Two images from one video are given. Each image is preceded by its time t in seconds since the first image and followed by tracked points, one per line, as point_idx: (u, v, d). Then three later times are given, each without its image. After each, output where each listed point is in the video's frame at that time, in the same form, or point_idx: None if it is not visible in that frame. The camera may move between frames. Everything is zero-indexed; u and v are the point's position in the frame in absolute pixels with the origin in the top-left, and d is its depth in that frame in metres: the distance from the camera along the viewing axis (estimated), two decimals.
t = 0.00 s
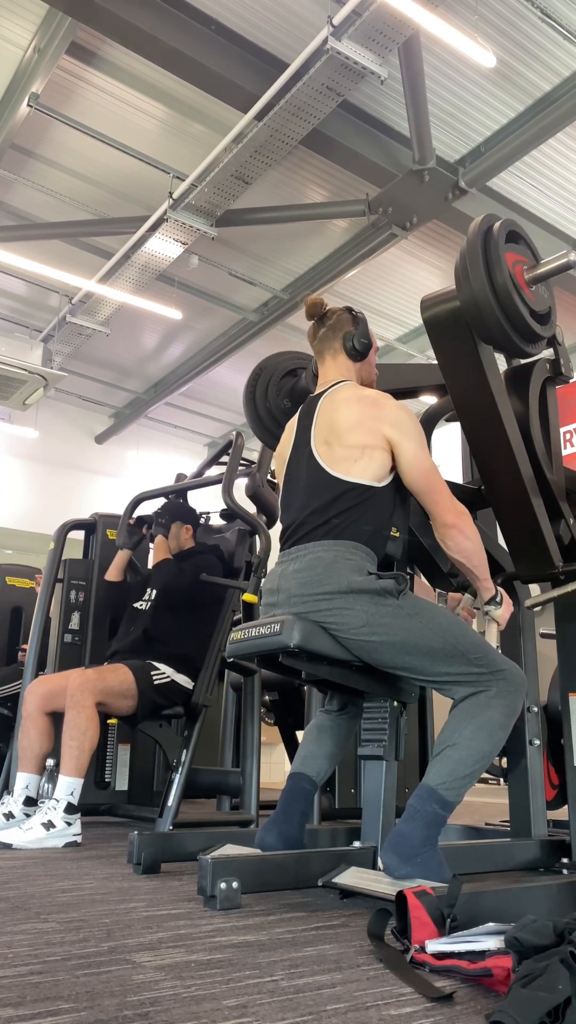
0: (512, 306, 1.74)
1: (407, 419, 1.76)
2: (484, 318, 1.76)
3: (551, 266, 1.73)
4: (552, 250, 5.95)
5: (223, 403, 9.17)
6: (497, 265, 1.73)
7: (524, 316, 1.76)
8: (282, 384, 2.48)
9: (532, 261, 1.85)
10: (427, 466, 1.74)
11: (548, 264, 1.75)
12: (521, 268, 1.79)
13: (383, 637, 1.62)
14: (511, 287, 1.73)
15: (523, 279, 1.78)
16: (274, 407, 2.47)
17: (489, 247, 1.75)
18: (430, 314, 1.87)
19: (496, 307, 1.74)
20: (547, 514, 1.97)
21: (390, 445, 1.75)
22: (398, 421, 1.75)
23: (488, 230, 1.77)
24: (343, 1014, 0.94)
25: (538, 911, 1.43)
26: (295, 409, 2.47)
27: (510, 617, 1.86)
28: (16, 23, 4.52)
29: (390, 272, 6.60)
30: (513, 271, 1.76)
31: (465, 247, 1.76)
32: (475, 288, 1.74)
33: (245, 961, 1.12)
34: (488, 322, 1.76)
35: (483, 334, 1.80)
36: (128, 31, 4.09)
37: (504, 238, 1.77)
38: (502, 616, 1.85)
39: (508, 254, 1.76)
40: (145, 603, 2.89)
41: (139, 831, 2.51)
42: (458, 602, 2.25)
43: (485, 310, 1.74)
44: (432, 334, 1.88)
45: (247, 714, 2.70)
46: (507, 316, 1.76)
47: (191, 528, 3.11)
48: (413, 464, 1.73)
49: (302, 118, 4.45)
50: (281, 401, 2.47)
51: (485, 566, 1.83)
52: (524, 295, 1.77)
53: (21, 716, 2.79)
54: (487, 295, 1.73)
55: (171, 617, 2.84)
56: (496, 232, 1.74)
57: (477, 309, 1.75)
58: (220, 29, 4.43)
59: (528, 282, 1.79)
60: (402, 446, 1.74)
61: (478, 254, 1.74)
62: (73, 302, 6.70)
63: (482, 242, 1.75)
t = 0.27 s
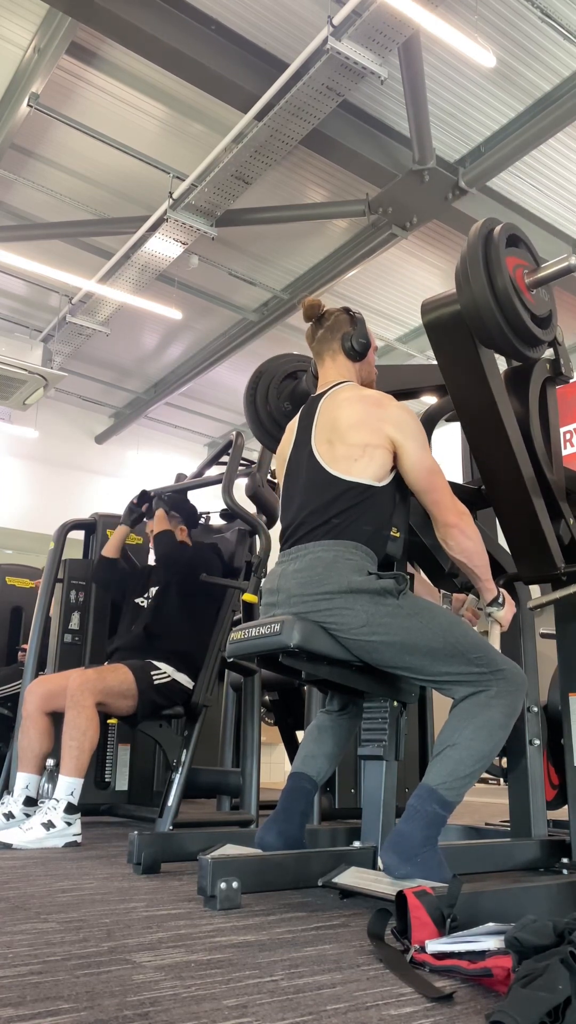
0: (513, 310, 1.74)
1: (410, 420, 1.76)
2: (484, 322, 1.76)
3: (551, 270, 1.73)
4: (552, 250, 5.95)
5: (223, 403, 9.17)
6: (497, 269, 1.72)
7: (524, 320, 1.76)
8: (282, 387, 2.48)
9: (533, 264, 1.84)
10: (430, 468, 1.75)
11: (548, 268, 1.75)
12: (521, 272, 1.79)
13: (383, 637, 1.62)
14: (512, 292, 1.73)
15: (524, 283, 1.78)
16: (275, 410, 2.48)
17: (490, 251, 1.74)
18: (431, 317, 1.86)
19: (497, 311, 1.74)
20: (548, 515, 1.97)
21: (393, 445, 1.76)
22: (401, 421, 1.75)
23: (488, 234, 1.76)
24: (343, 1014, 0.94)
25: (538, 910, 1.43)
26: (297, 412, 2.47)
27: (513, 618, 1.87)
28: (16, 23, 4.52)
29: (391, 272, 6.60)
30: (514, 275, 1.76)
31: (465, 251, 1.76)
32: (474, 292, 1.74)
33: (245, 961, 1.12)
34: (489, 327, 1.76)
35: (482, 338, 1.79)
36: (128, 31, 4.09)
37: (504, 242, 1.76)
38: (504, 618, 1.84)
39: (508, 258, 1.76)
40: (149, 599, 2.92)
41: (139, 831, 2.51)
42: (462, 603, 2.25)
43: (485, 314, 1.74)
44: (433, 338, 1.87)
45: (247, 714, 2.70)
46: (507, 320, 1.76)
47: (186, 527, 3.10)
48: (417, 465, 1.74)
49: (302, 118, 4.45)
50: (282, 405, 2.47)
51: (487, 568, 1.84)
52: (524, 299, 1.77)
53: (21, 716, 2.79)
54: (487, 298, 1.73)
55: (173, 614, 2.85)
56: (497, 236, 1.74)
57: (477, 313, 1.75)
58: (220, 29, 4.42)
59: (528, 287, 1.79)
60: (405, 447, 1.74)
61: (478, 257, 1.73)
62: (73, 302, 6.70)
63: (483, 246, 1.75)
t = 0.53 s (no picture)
0: (514, 314, 1.73)
1: (413, 421, 1.76)
2: (485, 325, 1.75)
3: (552, 274, 1.72)
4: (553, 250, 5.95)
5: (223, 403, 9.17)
6: (498, 271, 1.71)
7: (525, 323, 1.75)
8: (283, 390, 2.48)
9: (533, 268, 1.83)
10: (433, 469, 1.76)
11: (549, 271, 1.74)
12: (522, 276, 1.78)
13: (383, 637, 1.62)
14: (512, 295, 1.72)
15: (524, 287, 1.78)
16: (276, 412, 2.48)
17: (491, 255, 1.74)
18: (430, 320, 1.87)
19: (498, 315, 1.74)
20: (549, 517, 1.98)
21: (395, 446, 1.76)
22: (404, 422, 1.75)
23: (488, 238, 1.76)
24: (343, 1015, 0.94)
25: (538, 910, 1.43)
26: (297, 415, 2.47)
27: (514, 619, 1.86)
28: (16, 23, 4.52)
29: (391, 272, 6.60)
30: (514, 279, 1.75)
31: (466, 254, 1.75)
32: (475, 295, 1.73)
33: (245, 962, 1.12)
34: (489, 330, 1.75)
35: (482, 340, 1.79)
36: (128, 31, 4.09)
37: (505, 245, 1.76)
38: (508, 619, 1.83)
39: (509, 261, 1.75)
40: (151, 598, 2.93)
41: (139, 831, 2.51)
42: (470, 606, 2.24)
43: (486, 317, 1.73)
44: (434, 341, 1.87)
45: (247, 714, 2.70)
46: (508, 323, 1.75)
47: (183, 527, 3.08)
48: (420, 466, 1.75)
49: (302, 118, 4.45)
50: (282, 407, 2.47)
51: (487, 569, 1.84)
52: (525, 303, 1.76)
53: (21, 716, 2.79)
54: (488, 301, 1.72)
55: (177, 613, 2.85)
56: (497, 239, 1.73)
57: (479, 315, 1.74)
58: (220, 29, 4.43)
59: (529, 290, 1.78)
60: (407, 446, 1.75)
61: (479, 261, 1.73)
62: (73, 302, 6.70)
63: (483, 250, 1.74)
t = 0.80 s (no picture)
0: (514, 316, 1.73)
1: (415, 421, 1.76)
2: (485, 326, 1.76)
3: (552, 276, 1.73)
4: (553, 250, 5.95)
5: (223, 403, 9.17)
6: (499, 274, 1.73)
7: (526, 326, 1.75)
8: (284, 392, 2.48)
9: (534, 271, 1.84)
10: (434, 470, 1.76)
11: (549, 273, 1.74)
12: (522, 278, 1.79)
13: (383, 637, 1.62)
14: (512, 296, 1.72)
15: (525, 289, 1.78)
16: (275, 414, 2.48)
17: (491, 257, 1.75)
18: (431, 322, 1.87)
19: (498, 316, 1.74)
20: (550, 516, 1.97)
21: (397, 447, 1.76)
22: (406, 422, 1.75)
23: (489, 241, 1.77)
24: (343, 1015, 0.94)
25: (538, 910, 1.43)
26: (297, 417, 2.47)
27: (517, 618, 1.85)
28: (15, 22, 4.52)
29: (391, 272, 6.60)
30: (514, 281, 1.75)
31: (467, 258, 1.77)
32: (476, 297, 1.74)
33: (245, 961, 1.12)
34: (489, 332, 1.76)
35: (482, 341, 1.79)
36: (128, 30, 4.09)
37: (505, 248, 1.77)
38: (510, 619, 1.82)
39: (509, 264, 1.76)
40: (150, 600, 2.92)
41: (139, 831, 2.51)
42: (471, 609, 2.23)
43: (487, 319, 1.74)
44: (435, 342, 1.88)
45: (247, 714, 2.70)
46: (508, 325, 1.76)
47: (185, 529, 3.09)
48: (422, 467, 1.75)
49: (302, 119, 4.45)
50: (283, 409, 2.48)
51: (488, 570, 1.84)
52: (526, 305, 1.76)
53: (21, 716, 2.79)
54: (488, 302, 1.72)
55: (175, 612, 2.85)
56: (497, 242, 1.75)
57: (479, 317, 1.75)
58: (220, 29, 4.43)
59: (530, 293, 1.79)
60: (408, 445, 1.75)
61: (479, 264, 1.74)
62: (73, 302, 6.69)
63: (483, 252, 1.76)
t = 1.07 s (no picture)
0: (514, 317, 1.74)
1: (416, 422, 1.76)
2: (485, 328, 1.76)
3: (552, 278, 1.73)
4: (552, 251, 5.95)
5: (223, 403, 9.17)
6: (499, 276, 1.73)
7: (527, 327, 1.75)
8: (284, 393, 2.48)
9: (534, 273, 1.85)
10: (435, 470, 1.77)
11: (549, 275, 1.75)
12: (523, 279, 1.79)
13: (383, 637, 1.62)
14: (512, 298, 1.73)
15: (525, 291, 1.78)
16: (276, 416, 2.48)
17: (491, 259, 1.75)
18: (431, 324, 1.87)
19: (498, 318, 1.74)
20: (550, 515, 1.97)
21: (398, 447, 1.76)
22: (408, 423, 1.75)
23: (489, 244, 1.78)
24: (343, 1014, 0.94)
25: (538, 910, 1.43)
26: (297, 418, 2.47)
27: (517, 620, 1.87)
28: (15, 22, 4.52)
29: (390, 272, 6.60)
30: (515, 283, 1.76)
31: (467, 260, 1.77)
32: (476, 298, 1.74)
33: (245, 961, 1.12)
34: (489, 333, 1.76)
35: (482, 343, 1.79)
36: (128, 30, 4.09)
37: (505, 249, 1.77)
38: (509, 619, 1.84)
39: (510, 265, 1.76)
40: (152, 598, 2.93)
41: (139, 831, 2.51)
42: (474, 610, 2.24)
43: (487, 320, 1.74)
44: (435, 341, 1.87)
45: (247, 714, 2.70)
46: (507, 325, 1.75)
47: (189, 528, 3.10)
48: (424, 467, 1.75)
49: (302, 119, 4.45)
50: (283, 411, 2.48)
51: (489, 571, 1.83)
52: (526, 307, 1.77)
53: (21, 716, 2.79)
54: (488, 303, 1.73)
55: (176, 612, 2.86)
56: (497, 244, 1.75)
57: (479, 318, 1.76)
58: (220, 29, 4.43)
59: (530, 294, 1.79)
60: (409, 444, 1.75)
61: (479, 265, 1.75)
62: (73, 302, 6.69)
63: (483, 253, 1.76)
